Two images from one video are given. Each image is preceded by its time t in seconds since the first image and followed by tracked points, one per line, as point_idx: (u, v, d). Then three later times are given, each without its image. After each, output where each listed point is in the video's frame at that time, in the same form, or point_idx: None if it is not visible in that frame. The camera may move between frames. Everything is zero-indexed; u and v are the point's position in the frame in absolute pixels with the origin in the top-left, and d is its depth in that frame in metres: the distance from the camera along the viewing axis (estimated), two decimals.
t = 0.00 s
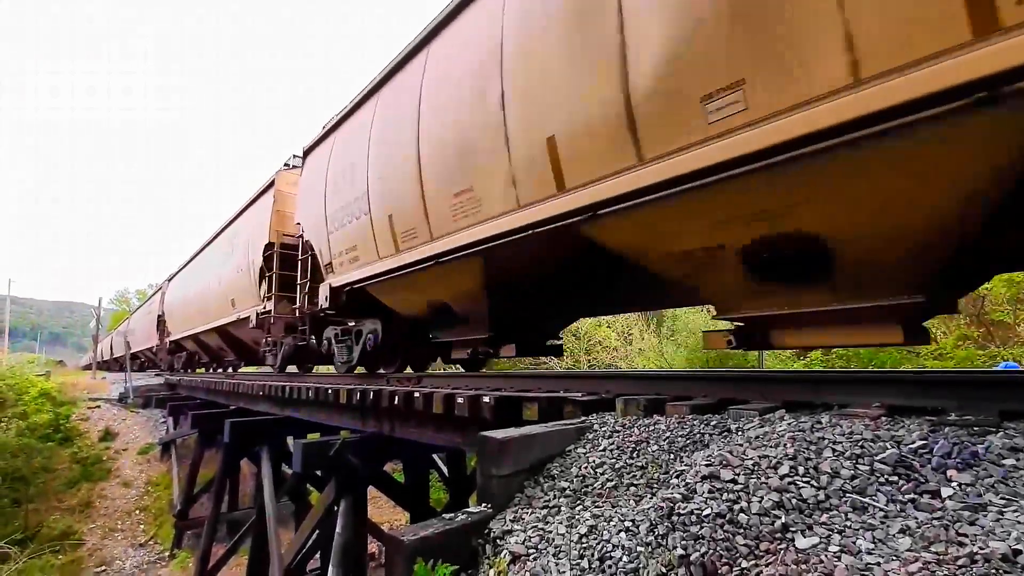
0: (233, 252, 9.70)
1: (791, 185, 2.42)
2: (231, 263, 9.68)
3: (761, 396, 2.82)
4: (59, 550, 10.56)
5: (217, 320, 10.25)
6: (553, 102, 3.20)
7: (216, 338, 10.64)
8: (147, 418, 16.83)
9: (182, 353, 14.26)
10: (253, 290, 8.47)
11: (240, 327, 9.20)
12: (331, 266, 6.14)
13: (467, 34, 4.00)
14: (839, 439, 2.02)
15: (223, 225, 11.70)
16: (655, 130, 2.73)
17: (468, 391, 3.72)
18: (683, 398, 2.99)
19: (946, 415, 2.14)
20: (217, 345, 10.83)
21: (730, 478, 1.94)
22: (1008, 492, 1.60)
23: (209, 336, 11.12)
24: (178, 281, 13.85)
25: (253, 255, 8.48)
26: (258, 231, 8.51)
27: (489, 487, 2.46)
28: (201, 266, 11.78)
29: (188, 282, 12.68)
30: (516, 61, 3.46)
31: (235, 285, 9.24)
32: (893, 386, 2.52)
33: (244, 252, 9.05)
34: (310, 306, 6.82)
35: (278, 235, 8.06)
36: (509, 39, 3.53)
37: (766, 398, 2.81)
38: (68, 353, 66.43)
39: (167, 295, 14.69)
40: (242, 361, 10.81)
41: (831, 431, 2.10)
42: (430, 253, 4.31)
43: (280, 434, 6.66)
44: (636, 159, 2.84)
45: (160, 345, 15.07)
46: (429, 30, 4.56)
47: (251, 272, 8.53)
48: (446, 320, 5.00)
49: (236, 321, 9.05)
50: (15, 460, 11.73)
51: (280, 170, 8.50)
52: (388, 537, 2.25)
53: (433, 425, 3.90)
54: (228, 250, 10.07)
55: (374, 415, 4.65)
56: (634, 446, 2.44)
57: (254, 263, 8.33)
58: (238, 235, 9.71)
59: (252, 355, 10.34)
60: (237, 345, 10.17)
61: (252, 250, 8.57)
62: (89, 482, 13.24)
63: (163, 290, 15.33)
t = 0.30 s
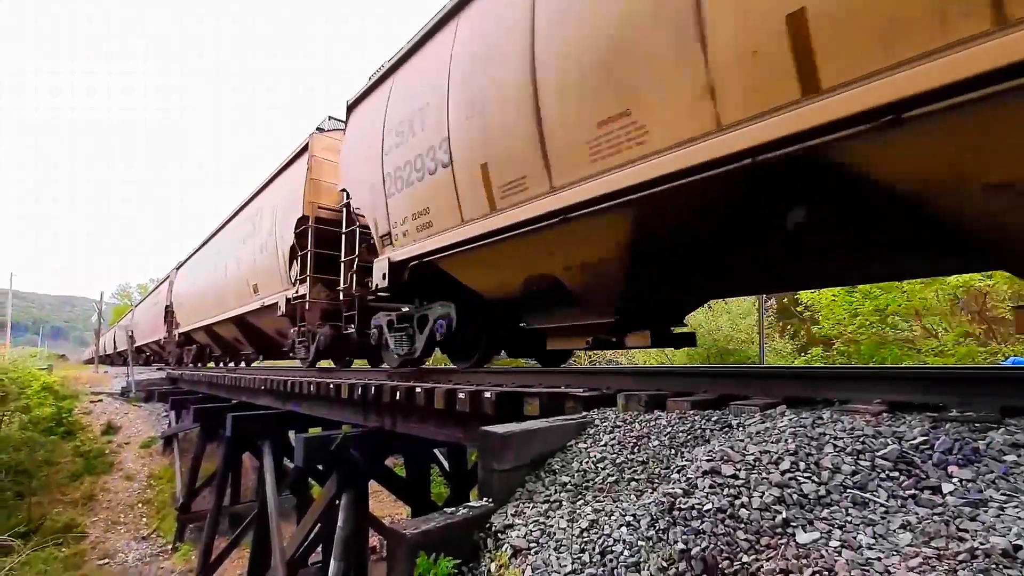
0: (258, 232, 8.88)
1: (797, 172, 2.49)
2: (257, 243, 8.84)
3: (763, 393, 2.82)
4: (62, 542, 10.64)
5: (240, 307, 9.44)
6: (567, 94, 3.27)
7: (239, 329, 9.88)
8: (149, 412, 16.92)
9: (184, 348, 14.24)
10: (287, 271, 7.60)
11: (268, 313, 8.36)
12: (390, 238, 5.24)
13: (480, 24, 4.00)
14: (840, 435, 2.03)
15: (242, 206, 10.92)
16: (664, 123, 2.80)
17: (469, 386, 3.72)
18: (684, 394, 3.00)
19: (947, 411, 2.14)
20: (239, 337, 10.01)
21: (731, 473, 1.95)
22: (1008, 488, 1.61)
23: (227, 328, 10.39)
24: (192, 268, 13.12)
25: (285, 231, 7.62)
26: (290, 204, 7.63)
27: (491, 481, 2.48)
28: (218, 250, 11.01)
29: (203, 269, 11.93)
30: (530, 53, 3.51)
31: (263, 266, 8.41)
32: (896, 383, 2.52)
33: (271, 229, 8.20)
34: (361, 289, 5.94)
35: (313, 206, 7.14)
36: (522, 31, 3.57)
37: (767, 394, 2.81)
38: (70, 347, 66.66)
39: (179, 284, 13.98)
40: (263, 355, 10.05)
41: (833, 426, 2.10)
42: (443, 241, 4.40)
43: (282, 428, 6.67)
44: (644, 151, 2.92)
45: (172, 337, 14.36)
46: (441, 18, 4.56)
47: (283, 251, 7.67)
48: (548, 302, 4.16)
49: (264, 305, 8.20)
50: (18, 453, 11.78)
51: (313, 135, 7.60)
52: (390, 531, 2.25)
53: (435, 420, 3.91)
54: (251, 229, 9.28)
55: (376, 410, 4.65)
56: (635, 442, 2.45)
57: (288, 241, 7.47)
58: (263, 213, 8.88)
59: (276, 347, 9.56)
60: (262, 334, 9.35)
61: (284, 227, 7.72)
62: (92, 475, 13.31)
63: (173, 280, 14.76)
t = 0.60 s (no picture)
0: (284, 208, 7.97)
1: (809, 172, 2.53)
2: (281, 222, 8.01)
3: (764, 390, 2.83)
4: (65, 536, 10.70)
5: (262, 294, 8.61)
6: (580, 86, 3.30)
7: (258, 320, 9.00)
8: (150, 407, 16.99)
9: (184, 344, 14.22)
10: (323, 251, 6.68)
11: (297, 302, 7.47)
12: (479, 197, 4.20)
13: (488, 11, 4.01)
14: (840, 432, 2.03)
15: (259, 184, 10.11)
16: (678, 115, 2.85)
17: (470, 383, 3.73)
18: (684, 391, 3.01)
19: (947, 410, 2.14)
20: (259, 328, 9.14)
21: (732, 470, 1.96)
22: (1008, 485, 1.61)
23: (245, 319, 9.52)
24: (203, 254, 12.31)
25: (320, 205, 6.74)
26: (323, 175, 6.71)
27: (492, 477, 2.49)
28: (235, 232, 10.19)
29: (216, 254, 11.16)
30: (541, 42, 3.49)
31: (290, 246, 7.54)
32: (897, 380, 2.52)
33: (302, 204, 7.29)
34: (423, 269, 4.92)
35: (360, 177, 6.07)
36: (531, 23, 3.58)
37: (768, 392, 2.82)
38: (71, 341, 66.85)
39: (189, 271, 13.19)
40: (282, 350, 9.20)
41: (834, 423, 2.11)
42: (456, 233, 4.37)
43: (283, 424, 6.69)
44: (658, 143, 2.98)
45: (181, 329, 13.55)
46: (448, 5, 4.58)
47: (316, 228, 6.81)
48: (737, 270, 3.15)
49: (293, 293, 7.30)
50: (21, 447, 11.83)
51: (353, 88, 6.41)
52: (392, 527, 2.27)
53: (436, 416, 3.92)
54: (275, 206, 8.40)
55: (376, 406, 4.66)
56: (637, 438, 2.46)
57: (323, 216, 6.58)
58: (286, 190, 8.05)
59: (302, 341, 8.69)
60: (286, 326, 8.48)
61: (315, 203, 6.87)
62: (94, 469, 13.37)
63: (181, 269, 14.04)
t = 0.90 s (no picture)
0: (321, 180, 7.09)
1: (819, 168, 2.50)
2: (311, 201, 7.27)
3: (765, 389, 2.83)
4: (67, 531, 10.75)
5: (289, 281, 7.86)
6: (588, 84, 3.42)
7: (286, 311, 8.15)
8: (152, 404, 17.07)
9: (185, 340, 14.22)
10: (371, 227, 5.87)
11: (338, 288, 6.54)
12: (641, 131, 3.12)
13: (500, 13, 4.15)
14: (841, 431, 2.04)
15: (278, 166, 9.40)
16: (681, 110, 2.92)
17: (472, 380, 3.74)
18: (686, 390, 3.01)
19: (948, 409, 2.14)
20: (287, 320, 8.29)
21: (732, 468, 1.96)
22: (1008, 484, 1.62)
23: (269, 311, 8.68)
24: (217, 243, 11.62)
25: (364, 178, 5.99)
26: (368, 142, 5.97)
27: (493, 475, 2.50)
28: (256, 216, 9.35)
29: (231, 242, 10.46)
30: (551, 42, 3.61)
31: (326, 225, 6.78)
32: (898, 380, 2.52)
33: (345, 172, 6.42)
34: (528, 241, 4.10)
35: (429, 133, 5.12)
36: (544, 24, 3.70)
37: (769, 391, 2.82)
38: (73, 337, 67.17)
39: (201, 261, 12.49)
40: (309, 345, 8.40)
41: (834, 423, 2.11)
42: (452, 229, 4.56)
43: (284, 421, 6.71)
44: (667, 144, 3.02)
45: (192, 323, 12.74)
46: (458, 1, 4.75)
47: (359, 203, 6.06)
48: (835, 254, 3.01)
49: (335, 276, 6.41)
50: (23, 443, 11.87)
51: (420, 21, 5.31)
52: (393, 523, 2.28)
53: (437, 415, 3.92)
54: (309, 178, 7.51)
55: (377, 403, 4.68)
56: (637, 436, 2.46)
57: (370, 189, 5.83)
58: (316, 166, 7.32)
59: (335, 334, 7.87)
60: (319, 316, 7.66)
61: (357, 175, 6.13)
62: (97, 465, 13.43)
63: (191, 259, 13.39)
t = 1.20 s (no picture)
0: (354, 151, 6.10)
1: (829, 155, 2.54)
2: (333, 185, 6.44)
3: (766, 389, 2.84)
4: (68, 528, 10.79)
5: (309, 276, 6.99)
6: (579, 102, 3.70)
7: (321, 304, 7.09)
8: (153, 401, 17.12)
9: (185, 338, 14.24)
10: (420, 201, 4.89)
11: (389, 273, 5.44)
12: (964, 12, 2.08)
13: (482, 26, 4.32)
14: (841, 432, 2.04)
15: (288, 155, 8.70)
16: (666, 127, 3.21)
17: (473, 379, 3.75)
18: (687, 390, 3.01)
19: (949, 411, 2.14)
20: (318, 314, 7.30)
21: (733, 468, 1.97)
22: (1007, 485, 1.62)
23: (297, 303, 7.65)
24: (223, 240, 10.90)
25: (400, 151, 5.14)
26: (404, 110, 5.13)
27: (494, 473, 2.51)
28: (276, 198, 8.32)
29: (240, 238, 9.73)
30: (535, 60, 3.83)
31: (353, 210, 5.93)
32: (899, 380, 2.52)
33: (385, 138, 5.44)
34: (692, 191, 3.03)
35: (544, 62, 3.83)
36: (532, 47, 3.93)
37: (770, 390, 2.83)
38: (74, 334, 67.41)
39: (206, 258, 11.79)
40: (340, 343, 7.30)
41: (834, 423, 2.11)
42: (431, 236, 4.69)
43: (285, 419, 6.72)
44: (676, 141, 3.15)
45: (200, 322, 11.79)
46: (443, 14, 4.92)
47: (396, 179, 5.18)
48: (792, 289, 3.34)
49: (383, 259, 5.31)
50: (24, 440, 11.89)
51: None
52: (394, 521, 2.28)
53: (438, 413, 3.93)
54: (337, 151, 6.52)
55: (378, 401, 4.69)
56: (637, 435, 2.47)
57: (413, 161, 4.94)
58: (336, 149, 6.54)
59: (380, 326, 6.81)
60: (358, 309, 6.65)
61: (391, 151, 5.29)
62: (98, 462, 13.48)
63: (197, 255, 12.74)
